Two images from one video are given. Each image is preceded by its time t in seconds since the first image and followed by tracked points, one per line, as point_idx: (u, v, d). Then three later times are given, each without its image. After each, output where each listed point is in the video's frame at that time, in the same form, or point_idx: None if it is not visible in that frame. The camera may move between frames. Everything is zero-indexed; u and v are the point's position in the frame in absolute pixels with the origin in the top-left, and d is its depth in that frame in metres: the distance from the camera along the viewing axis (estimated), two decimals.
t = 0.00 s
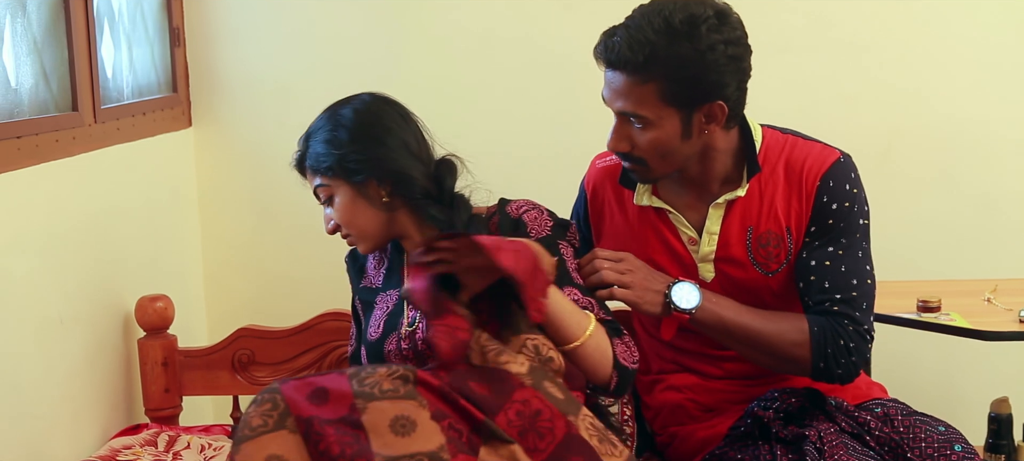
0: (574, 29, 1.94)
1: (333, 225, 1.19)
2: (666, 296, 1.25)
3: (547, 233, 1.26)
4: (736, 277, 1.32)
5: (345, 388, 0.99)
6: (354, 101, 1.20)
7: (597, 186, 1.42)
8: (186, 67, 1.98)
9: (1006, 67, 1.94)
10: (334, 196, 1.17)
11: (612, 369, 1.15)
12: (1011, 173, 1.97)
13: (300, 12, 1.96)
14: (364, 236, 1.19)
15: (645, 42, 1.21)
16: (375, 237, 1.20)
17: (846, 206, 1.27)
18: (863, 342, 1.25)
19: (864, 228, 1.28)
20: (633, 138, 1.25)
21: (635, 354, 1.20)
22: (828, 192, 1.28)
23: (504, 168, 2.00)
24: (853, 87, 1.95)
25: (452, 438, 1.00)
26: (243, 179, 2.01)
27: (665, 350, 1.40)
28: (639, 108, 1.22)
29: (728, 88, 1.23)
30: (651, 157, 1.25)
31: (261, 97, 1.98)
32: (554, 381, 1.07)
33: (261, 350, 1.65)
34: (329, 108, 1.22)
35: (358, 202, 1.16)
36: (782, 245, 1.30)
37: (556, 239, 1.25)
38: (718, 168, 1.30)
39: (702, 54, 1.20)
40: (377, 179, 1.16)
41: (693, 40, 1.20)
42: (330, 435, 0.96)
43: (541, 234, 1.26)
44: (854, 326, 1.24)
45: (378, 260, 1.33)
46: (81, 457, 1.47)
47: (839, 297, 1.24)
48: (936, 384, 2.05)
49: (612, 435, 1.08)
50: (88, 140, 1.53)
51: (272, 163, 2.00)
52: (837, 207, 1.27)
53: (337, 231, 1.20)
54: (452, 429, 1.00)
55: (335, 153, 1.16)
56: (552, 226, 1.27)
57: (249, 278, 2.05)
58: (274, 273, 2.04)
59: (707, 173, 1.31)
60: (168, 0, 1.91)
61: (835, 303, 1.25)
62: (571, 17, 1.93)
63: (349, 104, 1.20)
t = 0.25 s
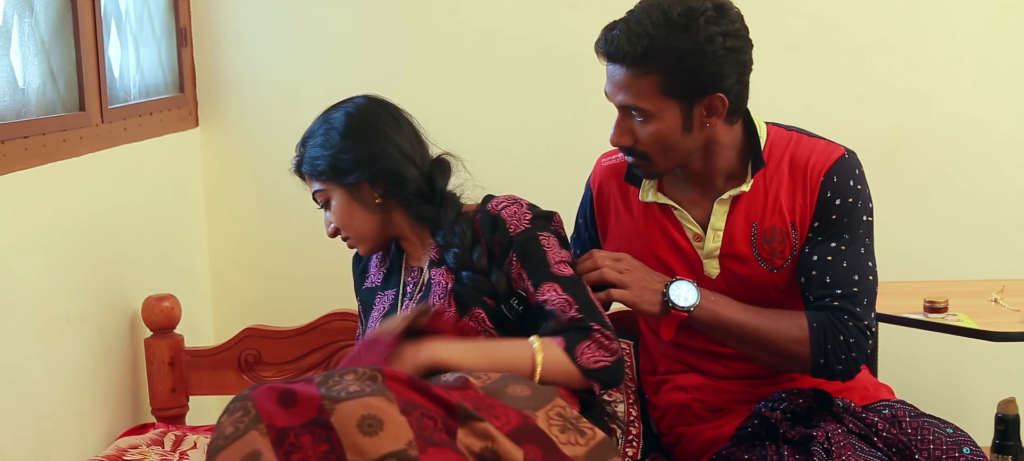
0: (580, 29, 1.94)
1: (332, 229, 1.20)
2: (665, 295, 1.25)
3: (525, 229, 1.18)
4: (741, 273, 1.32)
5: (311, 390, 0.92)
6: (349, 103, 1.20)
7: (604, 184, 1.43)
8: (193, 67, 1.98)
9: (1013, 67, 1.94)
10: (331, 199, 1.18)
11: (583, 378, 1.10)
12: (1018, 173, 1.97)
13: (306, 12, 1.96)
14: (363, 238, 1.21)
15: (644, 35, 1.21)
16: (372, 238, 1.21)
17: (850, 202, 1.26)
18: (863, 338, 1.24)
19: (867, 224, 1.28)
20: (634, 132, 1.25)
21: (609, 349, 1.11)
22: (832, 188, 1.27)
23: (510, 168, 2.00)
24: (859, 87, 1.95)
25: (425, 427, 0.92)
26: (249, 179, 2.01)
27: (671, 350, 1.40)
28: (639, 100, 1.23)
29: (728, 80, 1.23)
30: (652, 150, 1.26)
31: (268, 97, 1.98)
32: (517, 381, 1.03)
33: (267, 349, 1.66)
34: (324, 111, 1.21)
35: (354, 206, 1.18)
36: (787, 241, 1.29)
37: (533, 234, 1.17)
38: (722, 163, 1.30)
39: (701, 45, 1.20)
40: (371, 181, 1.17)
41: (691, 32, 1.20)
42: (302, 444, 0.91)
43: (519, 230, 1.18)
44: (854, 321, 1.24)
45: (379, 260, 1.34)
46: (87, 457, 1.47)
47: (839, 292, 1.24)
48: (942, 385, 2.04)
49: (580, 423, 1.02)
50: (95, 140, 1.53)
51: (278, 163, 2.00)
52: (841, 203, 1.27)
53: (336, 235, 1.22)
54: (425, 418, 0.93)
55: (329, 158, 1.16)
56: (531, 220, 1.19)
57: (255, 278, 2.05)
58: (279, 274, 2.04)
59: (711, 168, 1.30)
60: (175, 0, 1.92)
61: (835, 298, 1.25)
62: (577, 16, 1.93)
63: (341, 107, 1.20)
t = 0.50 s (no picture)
0: (582, 29, 1.94)
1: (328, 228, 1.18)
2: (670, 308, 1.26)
3: (514, 218, 1.14)
4: (749, 271, 1.31)
5: (279, 410, 0.92)
6: (337, 101, 1.17)
7: (610, 182, 1.43)
8: (195, 67, 1.98)
9: (1015, 67, 1.94)
10: (325, 200, 1.16)
11: (594, 358, 1.09)
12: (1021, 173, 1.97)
13: (309, 13, 1.96)
14: (358, 236, 1.19)
15: (652, 28, 1.22)
16: (367, 236, 1.20)
17: (858, 200, 1.26)
18: (872, 336, 1.23)
19: (876, 223, 1.27)
20: (643, 126, 1.25)
21: (616, 323, 1.09)
22: (840, 185, 1.27)
23: (512, 169, 2.00)
24: (861, 86, 1.95)
25: (400, 428, 0.92)
26: (252, 179, 2.01)
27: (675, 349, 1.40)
28: (648, 93, 1.23)
29: (736, 74, 1.23)
30: (661, 145, 1.25)
31: (270, 97, 1.98)
32: (507, 368, 1.04)
33: (269, 350, 1.66)
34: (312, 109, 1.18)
35: (349, 205, 1.16)
36: (795, 238, 1.28)
37: (524, 222, 1.13)
38: (730, 159, 1.30)
39: (709, 39, 1.21)
40: (365, 179, 1.15)
41: (699, 25, 1.21)
42: None
43: (508, 220, 1.14)
44: (862, 320, 1.23)
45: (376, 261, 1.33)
46: (89, 456, 1.47)
47: (848, 291, 1.24)
48: (945, 386, 2.04)
49: (569, 410, 1.01)
50: (98, 140, 1.53)
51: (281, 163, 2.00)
52: (849, 200, 1.26)
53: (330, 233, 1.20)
54: (398, 417, 0.92)
55: (321, 159, 1.14)
56: (520, 208, 1.15)
57: (257, 278, 2.05)
58: (282, 273, 2.04)
59: (719, 165, 1.31)
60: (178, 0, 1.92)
61: (844, 297, 1.24)
62: (579, 16, 1.93)
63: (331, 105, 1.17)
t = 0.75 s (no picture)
0: (584, 29, 1.94)
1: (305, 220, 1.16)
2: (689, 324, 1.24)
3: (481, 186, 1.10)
4: (761, 270, 1.31)
5: (303, 403, 0.93)
6: (309, 91, 1.16)
7: (618, 180, 1.42)
8: (197, 67, 1.98)
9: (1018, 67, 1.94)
10: (305, 191, 1.14)
11: (580, 308, 1.05)
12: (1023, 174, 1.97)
13: (311, 12, 1.96)
14: (339, 226, 1.17)
15: (669, 20, 1.23)
16: (349, 225, 1.17)
17: (874, 200, 1.27)
18: (894, 335, 1.24)
19: (890, 223, 1.28)
20: (658, 119, 1.25)
21: (592, 269, 1.05)
22: (856, 187, 1.27)
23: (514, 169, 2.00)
24: (864, 87, 1.95)
25: (417, 419, 0.92)
26: (254, 179, 2.01)
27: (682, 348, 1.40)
28: (663, 85, 1.24)
29: (751, 68, 1.24)
30: (675, 138, 1.26)
31: (273, 97, 1.99)
32: (523, 364, 1.03)
33: (271, 350, 1.66)
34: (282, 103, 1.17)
35: (328, 195, 1.14)
36: (809, 238, 1.29)
37: (490, 188, 1.09)
38: (743, 156, 1.31)
39: (725, 31, 1.22)
40: (343, 168, 1.13)
41: (716, 17, 1.22)
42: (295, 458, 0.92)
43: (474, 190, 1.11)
44: (884, 321, 1.23)
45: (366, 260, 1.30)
46: (92, 456, 1.47)
47: (870, 293, 1.24)
48: (948, 386, 2.04)
49: (581, 415, 1.02)
50: (101, 140, 1.53)
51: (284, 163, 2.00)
52: (866, 201, 1.27)
53: (310, 226, 1.18)
54: (416, 409, 0.93)
55: (296, 150, 1.12)
56: (485, 175, 1.11)
57: (259, 278, 2.05)
58: (284, 274, 2.04)
59: (731, 162, 1.31)
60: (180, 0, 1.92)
61: (866, 299, 1.24)
62: (581, 17, 1.93)
63: (300, 97, 1.15)
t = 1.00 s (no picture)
0: (586, 29, 1.94)
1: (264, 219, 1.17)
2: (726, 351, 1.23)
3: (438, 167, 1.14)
4: (770, 270, 1.31)
5: (348, 422, 0.93)
6: (257, 87, 1.14)
7: (625, 178, 1.42)
8: (200, 67, 1.98)
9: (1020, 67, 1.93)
10: (261, 191, 1.14)
11: (576, 260, 1.11)
12: None
13: (314, 12, 1.96)
14: (297, 220, 1.18)
15: (684, 14, 1.23)
16: (306, 220, 1.19)
17: (890, 202, 1.27)
18: (925, 333, 1.24)
19: (906, 222, 1.28)
20: (669, 115, 1.26)
21: (580, 221, 1.11)
22: (872, 190, 1.27)
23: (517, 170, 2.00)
24: (867, 86, 1.95)
25: (435, 426, 0.94)
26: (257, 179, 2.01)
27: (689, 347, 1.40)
28: (676, 80, 1.24)
29: (763, 65, 1.25)
30: (685, 134, 1.26)
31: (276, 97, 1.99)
32: (540, 347, 1.09)
33: (274, 350, 1.66)
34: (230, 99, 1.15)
35: (284, 194, 1.15)
36: (819, 239, 1.29)
37: (450, 166, 1.13)
38: (751, 156, 1.31)
39: (739, 26, 1.22)
40: (296, 167, 1.12)
41: (730, 13, 1.22)
42: None
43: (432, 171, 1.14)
44: (915, 320, 1.23)
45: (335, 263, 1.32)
46: (95, 456, 1.47)
47: (898, 295, 1.24)
48: (951, 387, 2.04)
49: (596, 398, 1.08)
50: (103, 140, 1.53)
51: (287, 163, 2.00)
52: (882, 204, 1.27)
53: (266, 223, 1.18)
54: (435, 417, 0.95)
55: (248, 152, 1.11)
56: (441, 155, 1.14)
57: (263, 278, 2.05)
58: (288, 274, 2.05)
59: (740, 161, 1.31)
60: None
61: (895, 301, 1.24)
62: (584, 17, 1.93)
63: (248, 94, 1.13)
